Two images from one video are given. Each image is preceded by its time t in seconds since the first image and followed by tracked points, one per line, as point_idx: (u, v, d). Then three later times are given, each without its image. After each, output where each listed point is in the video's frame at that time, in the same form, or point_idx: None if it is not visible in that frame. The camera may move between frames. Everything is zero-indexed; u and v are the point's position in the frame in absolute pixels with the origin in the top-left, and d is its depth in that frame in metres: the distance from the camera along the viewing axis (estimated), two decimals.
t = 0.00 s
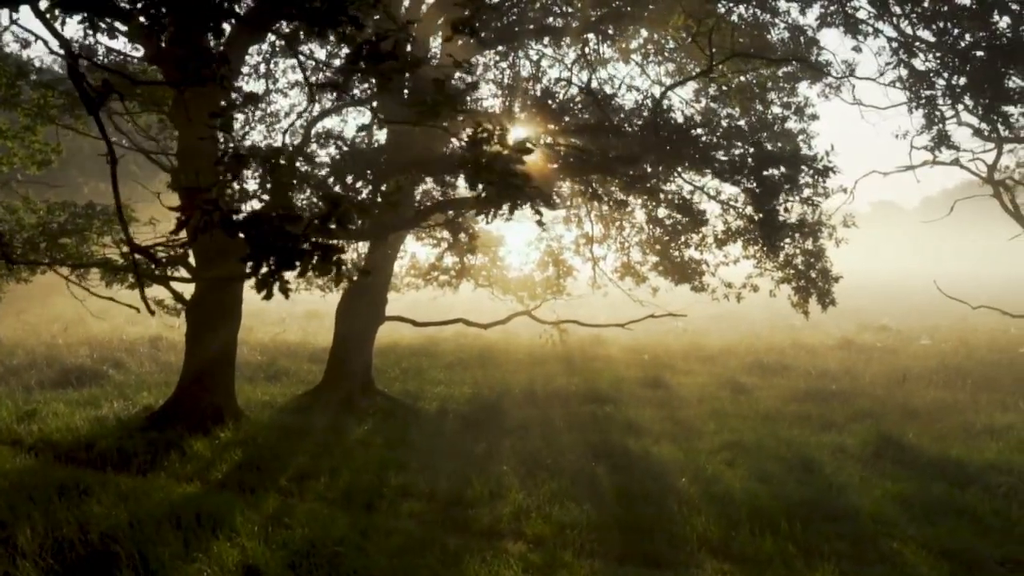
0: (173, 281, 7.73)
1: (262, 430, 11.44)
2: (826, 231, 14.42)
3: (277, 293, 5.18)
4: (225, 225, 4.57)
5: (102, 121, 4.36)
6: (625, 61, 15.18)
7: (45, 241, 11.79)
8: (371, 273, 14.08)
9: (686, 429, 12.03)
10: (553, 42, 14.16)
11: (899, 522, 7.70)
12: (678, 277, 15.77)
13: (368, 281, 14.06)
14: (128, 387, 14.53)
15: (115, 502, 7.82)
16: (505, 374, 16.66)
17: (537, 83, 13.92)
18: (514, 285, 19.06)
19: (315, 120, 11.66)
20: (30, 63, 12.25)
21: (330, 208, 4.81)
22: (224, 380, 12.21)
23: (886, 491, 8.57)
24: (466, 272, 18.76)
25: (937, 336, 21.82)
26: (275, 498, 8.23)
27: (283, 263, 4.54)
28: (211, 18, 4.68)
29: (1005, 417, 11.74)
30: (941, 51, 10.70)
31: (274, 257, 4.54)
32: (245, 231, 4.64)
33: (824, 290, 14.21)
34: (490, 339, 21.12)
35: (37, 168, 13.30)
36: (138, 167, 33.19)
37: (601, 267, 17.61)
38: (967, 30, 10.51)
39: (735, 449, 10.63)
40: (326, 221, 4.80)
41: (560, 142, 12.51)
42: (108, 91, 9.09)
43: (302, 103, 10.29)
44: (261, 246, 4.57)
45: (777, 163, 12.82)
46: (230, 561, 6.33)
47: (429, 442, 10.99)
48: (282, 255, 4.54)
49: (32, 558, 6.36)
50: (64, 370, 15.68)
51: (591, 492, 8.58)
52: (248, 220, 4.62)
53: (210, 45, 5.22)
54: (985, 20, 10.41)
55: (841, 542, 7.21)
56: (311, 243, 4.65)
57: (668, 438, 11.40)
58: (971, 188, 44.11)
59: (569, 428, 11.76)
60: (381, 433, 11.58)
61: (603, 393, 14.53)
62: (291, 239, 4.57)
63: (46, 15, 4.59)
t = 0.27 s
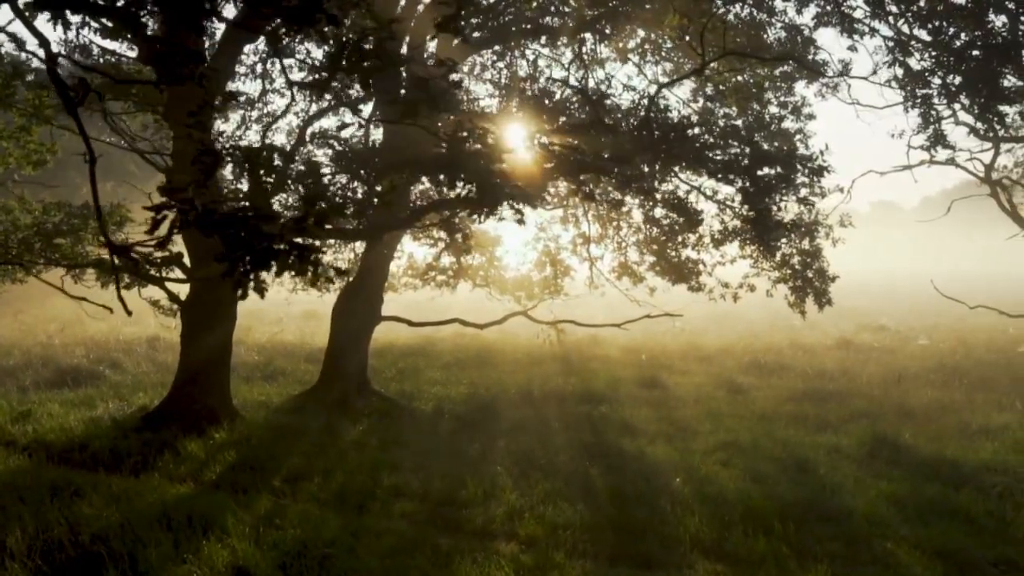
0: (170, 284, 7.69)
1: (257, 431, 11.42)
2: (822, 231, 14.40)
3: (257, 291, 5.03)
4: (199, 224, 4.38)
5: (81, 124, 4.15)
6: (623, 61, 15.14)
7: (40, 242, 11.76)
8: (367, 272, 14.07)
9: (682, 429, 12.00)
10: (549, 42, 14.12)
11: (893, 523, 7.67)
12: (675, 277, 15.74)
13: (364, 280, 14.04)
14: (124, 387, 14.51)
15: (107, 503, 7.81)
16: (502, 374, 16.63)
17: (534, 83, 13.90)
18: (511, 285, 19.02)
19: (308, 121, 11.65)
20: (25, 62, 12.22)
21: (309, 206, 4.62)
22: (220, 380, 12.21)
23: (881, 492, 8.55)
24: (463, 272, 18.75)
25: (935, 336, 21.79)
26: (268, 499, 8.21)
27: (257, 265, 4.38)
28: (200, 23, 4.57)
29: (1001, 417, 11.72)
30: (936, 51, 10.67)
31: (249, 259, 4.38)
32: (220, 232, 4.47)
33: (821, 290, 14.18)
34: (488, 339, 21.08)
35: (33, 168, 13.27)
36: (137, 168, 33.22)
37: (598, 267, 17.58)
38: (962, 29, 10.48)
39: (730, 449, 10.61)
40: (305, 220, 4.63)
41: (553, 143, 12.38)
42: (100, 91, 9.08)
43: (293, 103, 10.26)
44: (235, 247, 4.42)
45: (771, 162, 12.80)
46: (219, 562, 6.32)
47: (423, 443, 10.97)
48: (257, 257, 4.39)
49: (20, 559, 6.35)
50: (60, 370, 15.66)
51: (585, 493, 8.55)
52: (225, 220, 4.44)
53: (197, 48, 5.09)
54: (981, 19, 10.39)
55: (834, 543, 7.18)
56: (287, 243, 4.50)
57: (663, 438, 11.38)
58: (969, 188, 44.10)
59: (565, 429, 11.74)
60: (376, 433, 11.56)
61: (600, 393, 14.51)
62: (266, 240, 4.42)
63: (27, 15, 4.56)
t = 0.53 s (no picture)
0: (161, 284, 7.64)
1: (252, 431, 11.40)
2: (819, 230, 14.37)
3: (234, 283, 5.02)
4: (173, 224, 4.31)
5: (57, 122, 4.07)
6: (621, 60, 15.13)
7: (35, 242, 11.74)
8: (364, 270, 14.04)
9: (678, 429, 11.98)
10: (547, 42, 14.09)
11: (888, 523, 7.65)
12: (673, 276, 15.71)
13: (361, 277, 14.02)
14: (120, 387, 14.51)
15: (100, 503, 7.79)
16: (499, 374, 16.61)
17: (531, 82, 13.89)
18: (509, 284, 18.98)
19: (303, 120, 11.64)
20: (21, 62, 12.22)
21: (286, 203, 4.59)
22: (215, 379, 12.20)
23: (876, 492, 8.53)
24: (461, 272, 18.74)
25: (934, 336, 21.74)
26: (261, 499, 8.20)
27: (232, 264, 4.37)
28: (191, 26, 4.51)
29: (998, 417, 11.68)
30: (933, 50, 10.64)
31: (224, 257, 4.36)
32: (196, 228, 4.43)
33: (819, 290, 14.15)
34: (486, 339, 21.06)
35: (29, 168, 13.27)
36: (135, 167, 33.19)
37: (596, 266, 17.56)
38: (958, 28, 10.45)
39: (726, 449, 10.58)
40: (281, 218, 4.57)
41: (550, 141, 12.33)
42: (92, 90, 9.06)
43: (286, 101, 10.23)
44: (210, 244, 4.39)
45: (764, 161, 12.79)
46: (209, 562, 6.31)
47: (419, 442, 10.95)
48: (231, 255, 4.37)
49: (10, 560, 6.34)
50: (56, 370, 15.65)
51: (579, 493, 8.53)
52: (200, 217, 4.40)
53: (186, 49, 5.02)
54: (976, 18, 10.35)
55: (827, 543, 7.16)
56: (263, 241, 4.48)
57: (659, 438, 11.36)
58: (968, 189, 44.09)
59: (561, 429, 11.71)
60: (372, 433, 11.54)
61: (597, 393, 14.48)
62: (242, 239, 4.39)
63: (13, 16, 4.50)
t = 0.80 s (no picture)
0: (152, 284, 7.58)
1: (247, 430, 11.39)
2: (817, 229, 14.33)
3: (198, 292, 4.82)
4: (147, 225, 3.99)
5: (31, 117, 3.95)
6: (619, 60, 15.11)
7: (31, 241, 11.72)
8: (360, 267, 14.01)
9: (675, 429, 11.95)
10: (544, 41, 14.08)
11: (881, 524, 7.61)
12: (670, 276, 15.68)
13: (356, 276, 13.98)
14: (117, 386, 14.49)
15: (91, 503, 7.77)
16: (497, 373, 16.58)
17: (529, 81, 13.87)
18: (507, 284, 18.94)
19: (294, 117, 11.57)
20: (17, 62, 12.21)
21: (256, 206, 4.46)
22: (209, 379, 12.16)
23: (870, 492, 8.50)
24: (459, 271, 18.72)
25: (933, 336, 21.69)
26: (254, 499, 8.19)
27: (209, 264, 4.09)
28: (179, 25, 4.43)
29: (995, 417, 11.64)
30: (929, 49, 10.61)
31: (203, 255, 4.08)
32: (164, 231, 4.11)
33: (816, 289, 14.12)
34: (484, 339, 21.03)
35: (25, 168, 13.26)
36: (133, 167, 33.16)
37: (593, 266, 17.53)
38: (954, 27, 10.42)
39: (721, 449, 10.55)
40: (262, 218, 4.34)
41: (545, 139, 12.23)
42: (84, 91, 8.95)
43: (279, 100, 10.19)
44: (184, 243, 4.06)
45: (759, 160, 12.73)
46: (199, 563, 6.29)
47: (414, 442, 10.93)
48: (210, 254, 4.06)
49: None
50: (53, 370, 15.63)
51: (573, 493, 8.51)
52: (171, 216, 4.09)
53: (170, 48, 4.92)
54: (972, 17, 10.31)
55: (820, 544, 7.13)
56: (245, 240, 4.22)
57: (655, 438, 11.33)
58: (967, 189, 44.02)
59: (557, 429, 11.68)
60: (367, 433, 11.52)
61: (594, 393, 14.45)
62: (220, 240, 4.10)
63: None
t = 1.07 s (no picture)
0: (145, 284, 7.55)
1: (242, 430, 11.36)
2: (814, 229, 14.30)
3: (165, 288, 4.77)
4: (124, 222, 3.94)
5: (12, 113, 3.87)
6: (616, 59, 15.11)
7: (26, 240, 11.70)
8: (357, 267, 13.99)
9: (671, 429, 11.93)
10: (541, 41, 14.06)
11: (875, 524, 7.59)
12: (668, 276, 15.65)
13: (354, 275, 13.96)
14: (113, 386, 14.47)
15: (84, 503, 7.75)
16: (494, 373, 16.56)
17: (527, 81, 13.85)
18: (505, 284, 18.90)
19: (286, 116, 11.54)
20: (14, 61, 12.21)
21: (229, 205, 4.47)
22: (205, 379, 12.14)
23: (865, 492, 8.48)
24: (457, 271, 18.70)
25: (931, 336, 21.64)
26: (247, 499, 8.17)
27: (189, 264, 4.02)
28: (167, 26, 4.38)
29: (991, 417, 11.62)
30: (926, 48, 10.59)
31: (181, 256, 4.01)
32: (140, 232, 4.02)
33: (813, 289, 14.09)
34: (481, 339, 21.01)
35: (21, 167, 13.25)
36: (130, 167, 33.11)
37: (591, 266, 17.50)
38: (951, 26, 10.39)
39: (717, 449, 10.52)
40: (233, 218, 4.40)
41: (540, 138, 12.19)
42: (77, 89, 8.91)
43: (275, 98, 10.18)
44: (164, 244, 3.97)
45: (753, 161, 12.70)
46: (190, 563, 6.27)
47: (409, 442, 10.91)
48: (190, 256, 4.01)
49: None
50: (49, 370, 15.61)
51: (567, 493, 8.49)
52: (150, 216, 4.00)
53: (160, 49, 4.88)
54: (969, 16, 10.28)
55: (814, 544, 7.10)
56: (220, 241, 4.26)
57: (651, 438, 11.32)
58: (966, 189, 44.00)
59: (552, 429, 11.66)
60: (362, 433, 11.50)
61: (590, 393, 14.42)
62: (199, 240, 4.07)
63: None
